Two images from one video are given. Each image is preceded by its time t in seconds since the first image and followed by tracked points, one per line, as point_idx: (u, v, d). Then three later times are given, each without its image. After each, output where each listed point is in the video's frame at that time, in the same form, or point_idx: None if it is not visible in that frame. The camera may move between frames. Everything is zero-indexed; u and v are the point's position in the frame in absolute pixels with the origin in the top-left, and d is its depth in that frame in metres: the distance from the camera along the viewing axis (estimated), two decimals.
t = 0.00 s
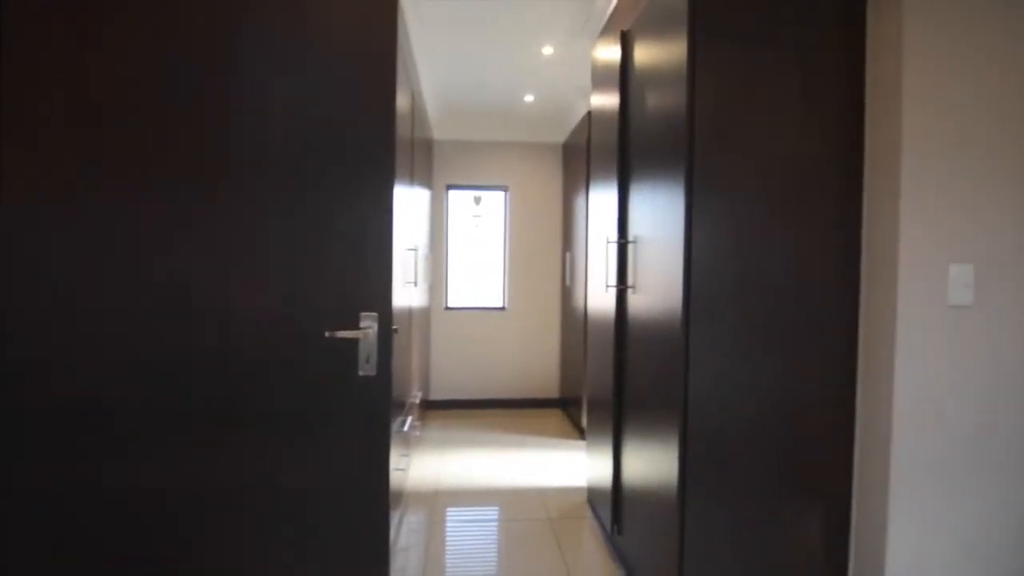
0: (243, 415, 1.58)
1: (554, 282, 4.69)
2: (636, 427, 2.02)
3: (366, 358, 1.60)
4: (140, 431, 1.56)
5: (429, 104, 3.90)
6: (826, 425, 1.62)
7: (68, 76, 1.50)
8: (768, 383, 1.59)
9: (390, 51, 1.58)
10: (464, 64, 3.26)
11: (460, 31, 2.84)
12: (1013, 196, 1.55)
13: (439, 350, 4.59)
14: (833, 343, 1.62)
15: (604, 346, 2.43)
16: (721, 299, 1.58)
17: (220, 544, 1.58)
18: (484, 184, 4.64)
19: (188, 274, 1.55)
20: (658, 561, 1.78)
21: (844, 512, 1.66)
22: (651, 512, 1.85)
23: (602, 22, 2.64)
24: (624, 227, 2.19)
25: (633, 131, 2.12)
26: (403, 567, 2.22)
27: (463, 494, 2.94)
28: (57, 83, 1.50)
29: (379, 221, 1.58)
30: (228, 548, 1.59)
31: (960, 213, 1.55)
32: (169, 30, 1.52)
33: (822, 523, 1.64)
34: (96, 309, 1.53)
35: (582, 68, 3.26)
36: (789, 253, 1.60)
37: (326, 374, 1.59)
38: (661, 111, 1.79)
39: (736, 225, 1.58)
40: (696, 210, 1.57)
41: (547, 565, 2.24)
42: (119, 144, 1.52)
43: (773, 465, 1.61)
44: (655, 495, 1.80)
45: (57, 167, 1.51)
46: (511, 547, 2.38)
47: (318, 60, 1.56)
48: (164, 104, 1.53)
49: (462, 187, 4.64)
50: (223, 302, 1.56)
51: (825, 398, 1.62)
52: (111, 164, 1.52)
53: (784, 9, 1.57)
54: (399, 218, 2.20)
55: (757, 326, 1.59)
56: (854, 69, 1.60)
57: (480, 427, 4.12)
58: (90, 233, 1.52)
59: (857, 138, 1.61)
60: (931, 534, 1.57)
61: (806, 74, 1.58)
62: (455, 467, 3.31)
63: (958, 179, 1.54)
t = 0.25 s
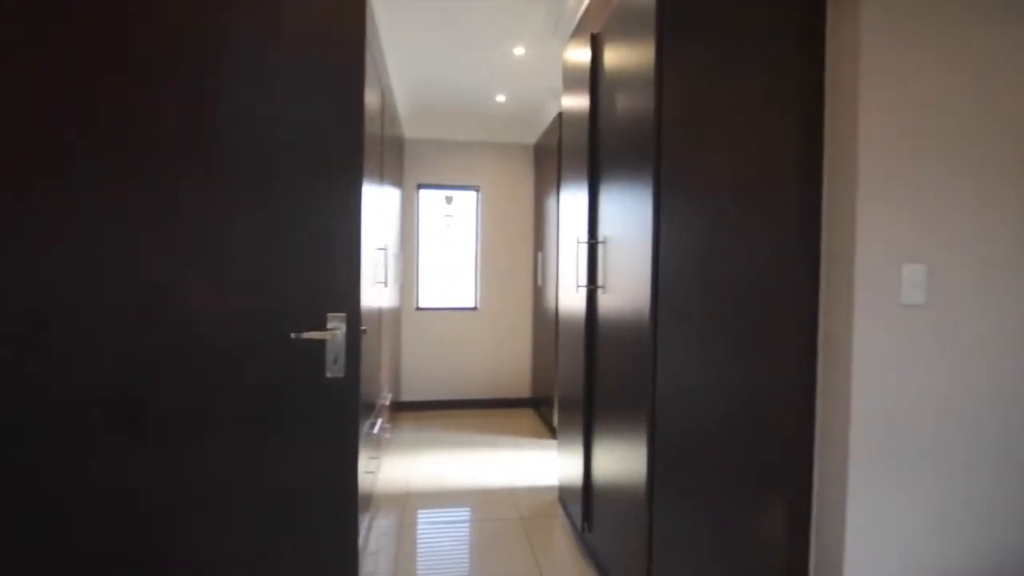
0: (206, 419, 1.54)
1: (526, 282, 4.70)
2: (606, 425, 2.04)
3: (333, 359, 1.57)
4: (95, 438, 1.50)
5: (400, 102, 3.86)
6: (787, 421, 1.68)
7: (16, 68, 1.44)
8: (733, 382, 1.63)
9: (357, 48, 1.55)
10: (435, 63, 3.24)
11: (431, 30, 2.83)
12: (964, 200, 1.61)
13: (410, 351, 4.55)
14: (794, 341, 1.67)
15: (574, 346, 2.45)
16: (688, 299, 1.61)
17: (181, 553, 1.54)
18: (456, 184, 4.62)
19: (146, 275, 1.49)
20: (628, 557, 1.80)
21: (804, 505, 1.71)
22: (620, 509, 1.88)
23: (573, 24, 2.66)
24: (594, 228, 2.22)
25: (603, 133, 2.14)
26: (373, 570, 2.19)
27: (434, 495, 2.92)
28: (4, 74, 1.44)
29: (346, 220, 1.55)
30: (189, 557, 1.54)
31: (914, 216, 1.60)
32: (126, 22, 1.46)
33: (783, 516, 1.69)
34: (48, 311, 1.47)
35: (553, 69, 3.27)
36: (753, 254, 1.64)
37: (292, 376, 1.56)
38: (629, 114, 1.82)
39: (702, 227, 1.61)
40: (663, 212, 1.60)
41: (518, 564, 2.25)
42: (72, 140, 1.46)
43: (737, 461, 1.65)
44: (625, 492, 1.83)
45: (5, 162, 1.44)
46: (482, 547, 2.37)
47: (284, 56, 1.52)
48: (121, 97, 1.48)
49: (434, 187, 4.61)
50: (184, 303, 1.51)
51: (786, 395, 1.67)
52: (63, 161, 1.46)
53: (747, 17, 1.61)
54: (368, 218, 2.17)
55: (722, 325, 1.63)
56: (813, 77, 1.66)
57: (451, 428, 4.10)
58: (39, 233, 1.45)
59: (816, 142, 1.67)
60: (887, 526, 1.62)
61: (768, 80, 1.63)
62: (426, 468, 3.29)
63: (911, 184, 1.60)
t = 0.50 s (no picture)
0: (164, 425, 1.48)
1: (495, 281, 4.71)
2: (575, 424, 2.06)
3: (297, 361, 1.54)
4: (42, 446, 1.43)
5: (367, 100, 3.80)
6: (749, 417, 1.72)
7: None
8: (697, 380, 1.67)
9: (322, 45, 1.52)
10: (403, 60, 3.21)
11: (399, 27, 2.79)
12: (913, 203, 1.68)
13: (377, 352, 4.48)
14: (754, 340, 1.72)
15: (543, 346, 2.46)
16: (654, 300, 1.63)
17: (138, 563, 1.48)
18: (424, 183, 4.58)
19: (98, 275, 1.42)
20: (596, 554, 1.82)
21: (765, 497, 1.77)
22: (588, 507, 1.90)
23: (541, 26, 2.67)
24: (562, 228, 2.23)
25: (571, 134, 2.15)
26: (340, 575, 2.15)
27: (403, 498, 2.88)
28: None
29: (311, 219, 1.52)
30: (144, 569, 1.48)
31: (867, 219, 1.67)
32: (73, 8, 1.39)
33: (745, 510, 1.74)
34: None
35: (522, 70, 3.28)
36: (716, 255, 1.68)
37: (254, 379, 1.52)
38: (597, 116, 1.84)
39: (668, 228, 1.64)
40: (630, 213, 1.61)
41: (487, 564, 2.24)
42: (14, 132, 1.38)
43: (702, 458, 1.68)
44: (593, 490, 1.85)
45: None
46: (451, 549, 2.36)
47: (245, 52, 1.48)
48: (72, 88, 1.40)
49: (402, 186, 4.56)
50: (140, 304, 1.45)
51: (747, 392, 1.72)
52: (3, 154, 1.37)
53: (711, 24, 1.65)
54: (334, 217, 2.13)
55: (687, 325, 1.66)
56: (773, 84, 1.71)
57: (420, 429, 4.06)
58: None
59: (776, 147, 1.73)
60: (842, 518, 1.69)
61: (731, 86, 1.67)
62: (394, 471, 3.24)
63: (865, 188, 1.67)
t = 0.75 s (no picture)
0: (119, 428, 1.45)
1: (464, 281, 4.69)
2: (543, 424, 2.07)
3: (258, 364, 1.52)
4: None
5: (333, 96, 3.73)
6: (711, 415, 1.77)
7: None
8: (662, 379, 1.70)
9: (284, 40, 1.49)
10: (369, 58, 3.16)
11: (365, 24, 2.75)
12: (864, 206, 1.76)
13: (344, 354, 4.41)
14: (716, 339, 1.77)
15: (512, 345, 2.47)
16: (620, 300, 1.65)
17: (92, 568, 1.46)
18: (392, 182, 4.52)
19: (50, 275, 1.40)
20: (564, 552, 1.84)
21: (727, 492, 1.81)
22: (557, 505, 1.91)
23: (510, 26, 2.68)
24: (530, 229, 2.24)
25: (539, 135, 2.17)
26: None
27: (370, 501, 2.84)
28: None
29: (273, 220, 1.51)
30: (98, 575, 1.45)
31: (823, 221, 1.73)
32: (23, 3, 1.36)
33: (708, 504, 1.78)
34: None
35: (490, 70, 3.28)
36: (680, 257, 1.72)
37: (213, 381, 1.49)
38: (563, 118, 1.86)
39: (633, 231, 1.67)
40: (597, 215, 1.63)
41: (456, 565, 2.24)
42: None
43: (666, 455, 1.72)
44: (561, 489, 1.86)
45: None
46: (420, 551, 2.34)
47: (204, 50, 1.47)
48: (21, 85, 1.37)
49: (369, 185, 4.50)
50: (96, 307, 1.42)
51: (710, 390, 1.76)
52: None
53: (674, 30, 1.69)
54: (297, 216, 2.09)
55: (652, 325, 1.69)
56: (734, 90, 1.76)
57: (388, 431, 4.01)
58: None
59: (736, 152, 1.77)
60: (800, 509, 1.74)
61: (694, 91, 1.71)
62: (361, 474, 3.20)
63: (821, 190, 1.72)
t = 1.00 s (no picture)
0: (67, 433, 1.39)
1: (433, 281, 4.66)
2: (512, 424, 2.07)
3: (218, 367, 1.48)
4: None
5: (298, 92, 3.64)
6: (676, 413, 1.80)
7: None
8: (629, 378, 1.72)
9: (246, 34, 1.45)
10: (336, 54, 3.11)
11: (331, 19, 2.70)
12: (817, 211, 1.86)
13: (310, 356, 4.31)
14: (681, 338, 1.80)
15: (481, 346, 2.47)
16: (587, 300, 1.67)
17: None
18: (359, 181, 4.45)
19: None
20: (533, 552, 1.84)
21: (692, 488, 1.86)
22: (526, 505, 1.91)
23: (479, 27, 2.68)
24: (499, 229, 2.24)
25: (508, 135, 2.17)
26: None
27: (337, 505, 2.79)
28: None
29: (234, 219, 1.49)
30: None
31: (781, 224, 1.80)
32: None
33: (674, 500, 1.82)
34: None
35: (460, 70, 3.27)
36: (646, 257, 1.74)
37: (170, 384, 1.45)
38: (533, 118, 1.85)
39: (601, 231, 1.68)
40: (565, 215, 1.64)
41: (425, 568, 2.21)
42: None
43: (633, 452, 1.74)
44: (530, 489, 1.87)
45: None
46: (388, 554, 2.31)
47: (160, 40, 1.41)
48: None
49: (335, 183, 4.41)
50: (51, 305, 1.36)
51: (675, 388, 1.80)
52: None
53: (640, 36, 1.71)
54: (260, 214, 2.03)
55: (619, 324, 1.71)
56: (697, 96, 1.80)
57: (356, 434, 3.95)
58: None
59: (700, 156, 1.82)
60: (761, 503, 1.80)
61: (659, 97, 1.74)
62: (327, 478, 3.13)
63: (779, 195, 1.80)
